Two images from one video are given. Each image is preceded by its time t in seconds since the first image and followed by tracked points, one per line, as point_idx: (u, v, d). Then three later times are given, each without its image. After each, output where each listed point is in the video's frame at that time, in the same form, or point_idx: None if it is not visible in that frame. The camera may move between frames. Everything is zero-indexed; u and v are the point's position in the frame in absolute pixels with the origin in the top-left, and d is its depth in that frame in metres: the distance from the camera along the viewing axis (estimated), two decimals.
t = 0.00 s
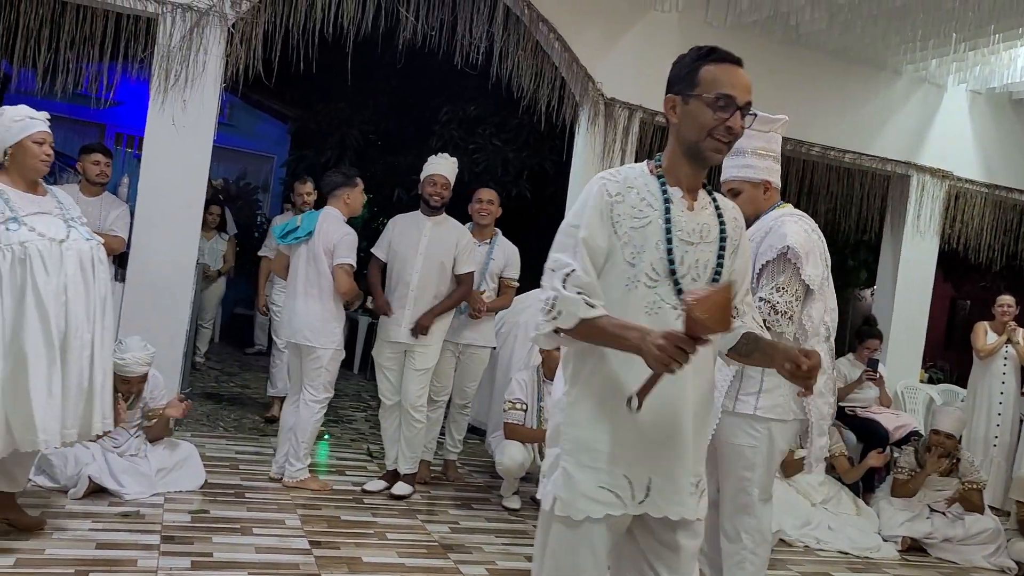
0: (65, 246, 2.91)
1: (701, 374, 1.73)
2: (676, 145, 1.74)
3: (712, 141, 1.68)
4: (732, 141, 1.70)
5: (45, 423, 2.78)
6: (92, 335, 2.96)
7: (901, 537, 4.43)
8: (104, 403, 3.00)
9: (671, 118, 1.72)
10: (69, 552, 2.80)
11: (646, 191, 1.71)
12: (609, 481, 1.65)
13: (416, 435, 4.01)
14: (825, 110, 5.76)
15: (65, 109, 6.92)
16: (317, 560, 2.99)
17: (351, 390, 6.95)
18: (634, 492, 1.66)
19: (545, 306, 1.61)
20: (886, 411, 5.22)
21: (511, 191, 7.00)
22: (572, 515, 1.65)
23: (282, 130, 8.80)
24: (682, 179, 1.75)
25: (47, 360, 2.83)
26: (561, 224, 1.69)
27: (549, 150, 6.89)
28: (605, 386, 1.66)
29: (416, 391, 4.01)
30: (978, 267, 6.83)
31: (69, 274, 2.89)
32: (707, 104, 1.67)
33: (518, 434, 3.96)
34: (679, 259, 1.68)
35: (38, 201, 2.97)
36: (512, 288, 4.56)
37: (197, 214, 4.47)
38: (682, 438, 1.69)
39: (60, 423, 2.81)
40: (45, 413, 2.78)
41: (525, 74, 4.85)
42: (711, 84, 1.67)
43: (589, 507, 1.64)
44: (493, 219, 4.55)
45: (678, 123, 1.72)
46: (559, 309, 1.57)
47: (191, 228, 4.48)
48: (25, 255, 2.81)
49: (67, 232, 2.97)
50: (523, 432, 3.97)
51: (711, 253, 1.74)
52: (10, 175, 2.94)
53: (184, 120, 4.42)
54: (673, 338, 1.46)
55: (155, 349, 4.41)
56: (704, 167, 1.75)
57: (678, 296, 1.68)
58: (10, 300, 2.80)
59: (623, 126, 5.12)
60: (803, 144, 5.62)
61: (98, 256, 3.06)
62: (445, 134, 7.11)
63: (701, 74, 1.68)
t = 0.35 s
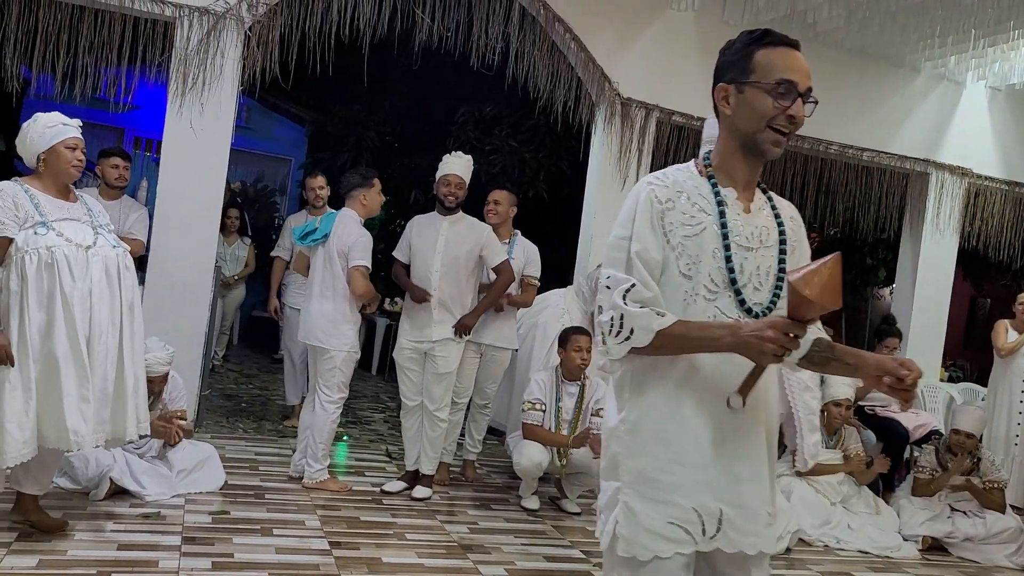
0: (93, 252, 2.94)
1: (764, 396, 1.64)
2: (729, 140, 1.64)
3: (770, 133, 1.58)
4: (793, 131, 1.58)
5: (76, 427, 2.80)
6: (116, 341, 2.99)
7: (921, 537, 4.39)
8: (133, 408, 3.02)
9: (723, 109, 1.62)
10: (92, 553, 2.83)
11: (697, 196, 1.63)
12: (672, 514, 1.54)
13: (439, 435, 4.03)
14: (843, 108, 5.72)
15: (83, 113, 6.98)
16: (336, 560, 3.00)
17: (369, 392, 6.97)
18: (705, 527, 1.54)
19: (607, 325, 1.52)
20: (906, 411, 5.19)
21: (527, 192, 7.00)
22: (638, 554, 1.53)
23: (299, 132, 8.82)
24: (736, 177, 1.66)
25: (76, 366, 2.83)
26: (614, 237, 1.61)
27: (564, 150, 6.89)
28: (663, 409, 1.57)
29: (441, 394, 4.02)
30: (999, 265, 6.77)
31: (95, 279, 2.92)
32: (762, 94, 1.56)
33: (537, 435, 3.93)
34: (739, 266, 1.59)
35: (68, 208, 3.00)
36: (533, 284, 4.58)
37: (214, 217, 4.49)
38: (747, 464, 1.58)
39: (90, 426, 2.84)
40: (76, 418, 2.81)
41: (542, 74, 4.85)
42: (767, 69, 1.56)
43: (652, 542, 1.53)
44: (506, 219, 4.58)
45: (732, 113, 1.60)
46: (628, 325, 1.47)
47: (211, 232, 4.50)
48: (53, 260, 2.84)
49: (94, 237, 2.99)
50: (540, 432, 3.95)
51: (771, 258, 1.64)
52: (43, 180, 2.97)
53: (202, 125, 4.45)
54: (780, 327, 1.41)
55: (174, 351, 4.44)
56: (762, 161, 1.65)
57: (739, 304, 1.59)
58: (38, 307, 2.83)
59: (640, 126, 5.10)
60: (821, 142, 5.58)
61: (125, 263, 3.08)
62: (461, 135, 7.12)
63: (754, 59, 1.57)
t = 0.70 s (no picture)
0: (82, 251, 2.90)
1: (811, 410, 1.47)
2: (783, 120, 1.47)
3: (830, 113, 1.41)
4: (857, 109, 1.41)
5: (55, 429, 2.77)
6: (104, 343, 2.93)
7: (936, 538, 4.32)
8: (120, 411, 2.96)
9: (775, 85, 1.45)
10: (96, 557, 2.78)
11: (751, 177, 1.45)
12: (714, 543, 1.40)
13: (449, 434, 4.03)
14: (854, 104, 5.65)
15: (87, 113, 6.95)
16: (343, 564, 2.95)
17: (375, 393, 6.92)
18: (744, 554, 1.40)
19: (620, 316, 1.37)
20: (919, 410, 5.12)
21: (534, 190, 6.94)
22: None
23: (304, 131, 8.77)
24: (793, 161, 1.49)
25: (56, 366, 2.80)
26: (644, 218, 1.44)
27: (571, 148, 6.83)
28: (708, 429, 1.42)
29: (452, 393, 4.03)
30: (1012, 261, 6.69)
31: (84, 278, 2.88)
32: (824, 69, 1.39)
33: (549, 438, 3.89)
34: (800, 261, 1.43)
35: (61, 205, 2.95)
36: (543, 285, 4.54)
37: (219, 217, 4.45)
38: (793, 485, 1.43)
39: (69, 430, 2.80)
40: (56, 420, 2.77)
41: (549, 71, 4.85)
42: (827, 39, 1.39)
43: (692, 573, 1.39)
44: (510, 218, 4.51)
45: (787, 91, 1.43)
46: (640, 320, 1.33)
47: (215, 234, 4.46)
48: (41, 256, 2.80)
49: (86, 236, 2.95)
50: (552, 434, 3.90)
51: (826, 254, 1.47)
52: (36, 178, 2.94)
53: (206, 123, 4.39)
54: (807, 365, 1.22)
55: (178, 353, 4.40)
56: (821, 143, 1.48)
57: (801, 306, 1.44)
58: (25, 305, 2.79)
59: (648, 123, 5.05)
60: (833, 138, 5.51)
61: (115, 264, 3.04)
62: (468, 134, 7.06)
63: (811, 29, 1.41)
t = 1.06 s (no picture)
0: (65, 245, 2.93)
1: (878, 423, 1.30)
2: (845, 93, 1.30)
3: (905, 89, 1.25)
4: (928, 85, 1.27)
5: (32, 426, 2.81)
6: (85, 339, 2.97)
7: (936, 532, 4.34)
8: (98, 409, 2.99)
9: (843, 52, 1.27)
10: (101, 550, 2.82)
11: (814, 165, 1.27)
12: None
13: (443, 430, 4.02)
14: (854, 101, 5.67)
15: (90, 110, 6.99)
16: (346, 558, 2.99)
17: (378, 388, 6.96)
18: None
19: (707, 342, 1.18)
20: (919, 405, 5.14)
21: (535, 187, 6.97)
22: None
23: (307, 128, 8.81)
24: (851, 143, 1.32)
25: (35, 363, 2.83)
26: (711, 218, 1.23)
27: (573, 144, 6.85)
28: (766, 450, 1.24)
29: (442, 389, 4.02)
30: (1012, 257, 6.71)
31: (67, 273, 2.91)
32: (902, 37, 1.23)
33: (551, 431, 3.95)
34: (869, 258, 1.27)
35: (43, 198, 2.99)
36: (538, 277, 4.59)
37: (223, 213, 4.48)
38: (864, 510, 1.28)
39: (48, 426, 2.83)
40: (33, 416, 2.81)
41: (550, 69, 4.84)
42: (907, 6, 1.23)
43: None
44: (499, 213, 4.53)
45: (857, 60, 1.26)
46: (731, 352, 1.15)
47: (218, 231, 4.49)
48: (22, 250, 2.83)
49: (68, 231, 2.98)
50: (553, 428, 3.97)
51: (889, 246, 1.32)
52: (19, 170, 2.96)
53: (210, 120, 4.42)
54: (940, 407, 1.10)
55: (182, 348, 4.43)
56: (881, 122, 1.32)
57: (864, 307, 1.27)
58: (3, 300, 2.83)
59: (649, 120, 5.07)
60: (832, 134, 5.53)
61: (99, 259, 3.07)
62: (469, 130, 7.09)
63: None
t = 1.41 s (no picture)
0: (56, 248, 2.94)
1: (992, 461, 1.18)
2: (940, 93, 1.18)
3: (1007, 90, 1.14)
4: None
5: (14, 431, 2.77)
6: (73, 344, 2.99)
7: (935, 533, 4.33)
8: (71, 408, 2.99)
9: (940, 50, 1.16)
10: (99, 551, 2.82)
11: (917, 174, 1.16)
12: None
13: (442, 430, 4.03)
14: (853, 103, 5.68)
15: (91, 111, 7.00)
16: (344, 558, 2.99)
17: (378, 388, 6.97)
18: None
19: (847, 373, 1.05)
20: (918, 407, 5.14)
21: (535, 188, 6.98)
22: None
23: (307, 128, 8.67)
24: (939, 150, 1.21)
25: (24, 365, 2.83)
26: (819, 234, 1.10)
27: (572, 145, 6.86)
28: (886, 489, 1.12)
29: (446, 387, 4.05)
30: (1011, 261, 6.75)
31: (58, 275, 2.92)
32: (1007, 32, 1.12)
33: (545, 432, 3.92)
34: (976, 274, 1.15)
35: (34, 199, 2.99)
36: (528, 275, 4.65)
37: (223, 214, 4.49)
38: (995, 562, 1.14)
39: (24, 430, 2.79)
40: (16, 421, 2.77)
41: (549, 70, 4.83)
42: None
43: None
44: (485, 212, 4.55)
45: (956, 59, 1.15)
46: (880, 379, 1.03)
47: (219, 232, 4.50)
48: (13, 253, 2.82)
49: (59, 232, 3.00)
50: (549, 428, 3.93)
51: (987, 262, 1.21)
52: (5, 170, 2.97)
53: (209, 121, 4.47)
54: None
55: (182, 348, 4.44)
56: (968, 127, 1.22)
57: (972, 330, 1.15)
58: None
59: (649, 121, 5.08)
60: (831, 136, 5.54)
61: (89, 260, 3.10)
62: (469, 131, 7.09)
63: None
